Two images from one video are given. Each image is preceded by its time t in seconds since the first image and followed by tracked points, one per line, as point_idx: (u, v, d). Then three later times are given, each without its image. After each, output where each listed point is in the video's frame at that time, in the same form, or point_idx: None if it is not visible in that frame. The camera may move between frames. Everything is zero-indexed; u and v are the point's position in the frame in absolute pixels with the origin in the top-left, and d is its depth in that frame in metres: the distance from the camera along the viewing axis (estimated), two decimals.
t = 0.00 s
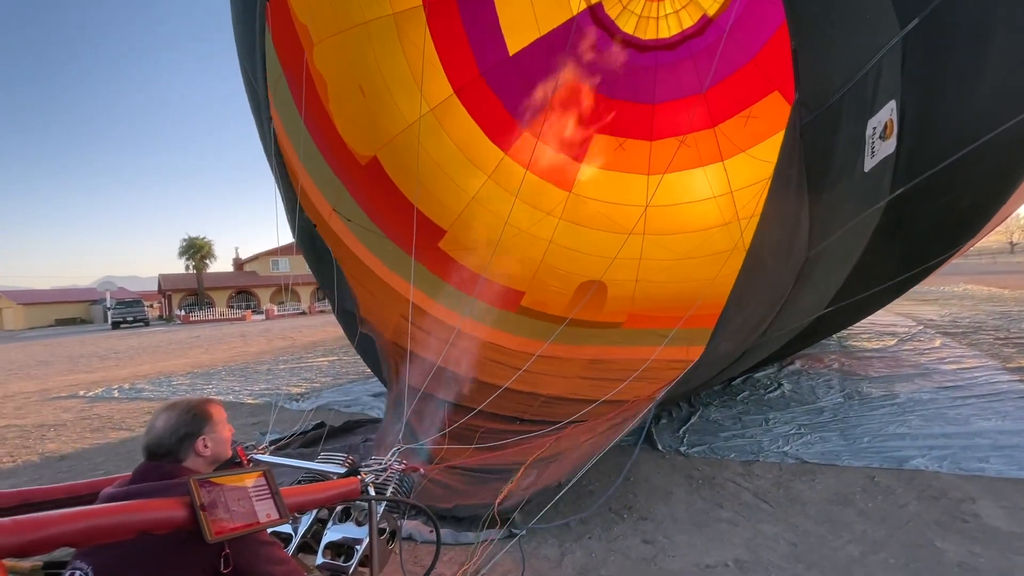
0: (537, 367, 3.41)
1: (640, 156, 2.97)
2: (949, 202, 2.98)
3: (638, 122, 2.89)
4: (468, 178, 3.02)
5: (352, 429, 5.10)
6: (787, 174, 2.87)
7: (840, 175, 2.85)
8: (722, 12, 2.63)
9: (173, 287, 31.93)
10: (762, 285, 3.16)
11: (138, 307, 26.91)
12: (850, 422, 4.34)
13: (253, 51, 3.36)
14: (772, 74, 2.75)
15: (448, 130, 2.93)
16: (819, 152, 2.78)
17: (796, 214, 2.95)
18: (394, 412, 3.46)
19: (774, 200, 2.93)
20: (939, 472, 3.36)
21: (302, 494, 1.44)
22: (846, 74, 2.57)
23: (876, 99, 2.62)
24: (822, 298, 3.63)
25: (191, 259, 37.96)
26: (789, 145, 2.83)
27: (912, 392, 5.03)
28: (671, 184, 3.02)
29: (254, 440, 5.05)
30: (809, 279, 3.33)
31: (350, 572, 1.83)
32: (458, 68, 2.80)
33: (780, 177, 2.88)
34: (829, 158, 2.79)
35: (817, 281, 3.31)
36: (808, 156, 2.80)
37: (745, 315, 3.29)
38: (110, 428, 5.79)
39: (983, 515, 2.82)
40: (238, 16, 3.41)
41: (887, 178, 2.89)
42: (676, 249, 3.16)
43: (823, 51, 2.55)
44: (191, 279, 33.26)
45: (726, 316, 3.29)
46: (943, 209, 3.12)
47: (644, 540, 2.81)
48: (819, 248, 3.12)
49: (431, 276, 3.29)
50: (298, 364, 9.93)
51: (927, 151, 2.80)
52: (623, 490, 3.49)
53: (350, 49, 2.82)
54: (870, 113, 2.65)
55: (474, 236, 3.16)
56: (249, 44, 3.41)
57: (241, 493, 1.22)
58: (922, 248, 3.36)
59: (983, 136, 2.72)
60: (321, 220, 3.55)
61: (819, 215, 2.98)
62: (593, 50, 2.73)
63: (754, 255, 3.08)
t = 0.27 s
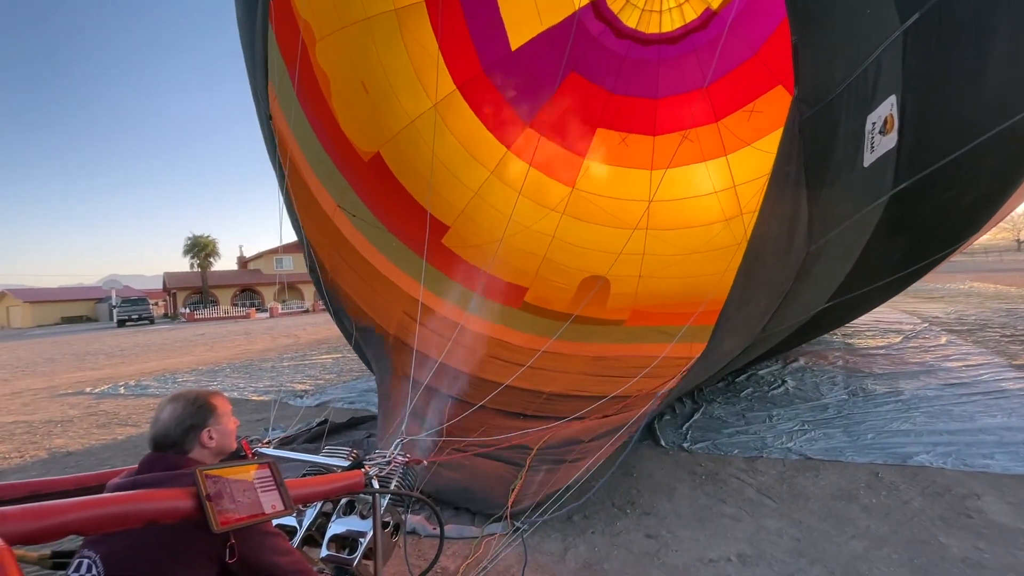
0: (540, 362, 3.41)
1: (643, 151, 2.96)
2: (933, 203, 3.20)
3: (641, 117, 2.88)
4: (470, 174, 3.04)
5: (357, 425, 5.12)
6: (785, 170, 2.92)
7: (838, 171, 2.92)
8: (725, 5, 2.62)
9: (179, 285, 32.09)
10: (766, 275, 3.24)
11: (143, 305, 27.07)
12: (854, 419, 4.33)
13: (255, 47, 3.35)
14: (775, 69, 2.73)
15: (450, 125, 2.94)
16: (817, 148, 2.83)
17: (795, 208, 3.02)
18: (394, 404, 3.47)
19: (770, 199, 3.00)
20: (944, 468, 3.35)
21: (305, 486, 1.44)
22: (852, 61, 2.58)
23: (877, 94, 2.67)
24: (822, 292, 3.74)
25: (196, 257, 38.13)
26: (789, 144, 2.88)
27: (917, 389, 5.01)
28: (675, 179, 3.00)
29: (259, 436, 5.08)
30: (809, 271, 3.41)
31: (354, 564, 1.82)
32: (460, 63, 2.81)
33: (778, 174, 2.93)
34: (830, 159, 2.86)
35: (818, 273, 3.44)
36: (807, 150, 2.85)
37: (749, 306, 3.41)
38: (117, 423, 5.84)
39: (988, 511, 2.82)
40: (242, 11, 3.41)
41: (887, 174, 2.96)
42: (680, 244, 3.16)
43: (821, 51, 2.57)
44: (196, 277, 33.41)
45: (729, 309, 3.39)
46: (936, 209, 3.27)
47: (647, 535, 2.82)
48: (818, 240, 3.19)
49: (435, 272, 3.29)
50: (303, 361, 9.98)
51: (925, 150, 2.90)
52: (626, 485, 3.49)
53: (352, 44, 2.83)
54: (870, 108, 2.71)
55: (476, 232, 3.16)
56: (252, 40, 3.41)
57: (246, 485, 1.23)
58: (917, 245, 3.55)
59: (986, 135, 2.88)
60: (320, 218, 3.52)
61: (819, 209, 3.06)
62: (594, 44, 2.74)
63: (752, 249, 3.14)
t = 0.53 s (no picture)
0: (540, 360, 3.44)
1: (644, 146, 2.94)
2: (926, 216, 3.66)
3: (642, 113, 2.87)
4: (471, 171, 3.04)
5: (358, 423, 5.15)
6: (778, 174, 3.05)
7: (830, 173, 3.12)
8: None
9: (181, 283, 32.17)
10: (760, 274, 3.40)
11: (146, 303, 27.14)
12: (854, 418, 4.34)
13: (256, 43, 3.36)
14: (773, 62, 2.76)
15: (450, 122, 2.94)
16: (818, 147, 3.00)
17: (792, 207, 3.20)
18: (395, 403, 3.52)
19: (766, 194, 3.10)
20: (942, 467, 3.36)
21: (309, 484, 1.46)
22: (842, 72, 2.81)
23: (868, 97, 2.88)
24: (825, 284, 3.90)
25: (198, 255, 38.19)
26: (783, 149, 3.01)
27: (916, 389, 5.03)
28: (676, 176, 3.00)
29: (261, 434, 5.12)
30: (805, 268, 3.65)
31: (356, 560, 1.84)
32: (461, 59, 2.81)
33: (772, 178, 3.06)
34: (824, 149, 3.01)
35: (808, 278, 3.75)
36: (800, 152, 3.01)
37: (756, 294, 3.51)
38: (120, 421, 5.88)
39: (985, 510, 2.83)
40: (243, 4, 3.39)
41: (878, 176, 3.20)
42: (680, 240, 3.18)
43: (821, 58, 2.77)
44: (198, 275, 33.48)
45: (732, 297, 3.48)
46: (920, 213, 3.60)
47: (647, 533, 2.84)
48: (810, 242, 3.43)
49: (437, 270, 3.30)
50: (304, 359, 10.02)
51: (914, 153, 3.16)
52: (626, 484, 3.51)
53: (354, 41, 2.85)
54: (862, 111, 2.90)
55: (477, 228, 3.17)
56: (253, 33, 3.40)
57: (250, 483, 1.25)
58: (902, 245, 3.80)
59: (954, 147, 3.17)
60: (320, 215, 3.47)
61: (813, 209, 3.27)
62: (595, 40, 2.71)
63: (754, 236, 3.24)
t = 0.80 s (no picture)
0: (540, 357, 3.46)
1: (646, 141, 3.01)
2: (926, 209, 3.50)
3: (642, 108, 2.92)
4: (473, 166, 3.11)
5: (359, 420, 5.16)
6: (772, 173, 2.99)
7: (821, 169, 2.98)
8: None
9: (183, 281, 32.24)
10: (753, 272, 3.31)
11: (148, 300, 27.21)
12: (853, 415, 4.35)
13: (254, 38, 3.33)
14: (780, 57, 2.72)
15: (453, 117, 2.99)
16: (806, 147, 2.89)
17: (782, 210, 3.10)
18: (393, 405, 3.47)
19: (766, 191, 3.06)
20: (941, 464, 3.36)
21: (310, 478, 1.47)
22: (829, 68, 2.67)
23: (858, 94, 2.75)
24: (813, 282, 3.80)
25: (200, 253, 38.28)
26: (773, 147, 2.93)
27: (917, 386, 5.02)
28: (678, 172, 3.07)
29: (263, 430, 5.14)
30: (792, 268, 3.53)
31: (357, 554, 1.87)
32: (463, 55, 2.84)
33: (766, 177, 3.00)
34: (812, 147, 2.89)
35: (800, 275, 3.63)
36: (792, 151, 2.92)
37: (748, 291, 3.39)
38: (122, 418, 5.91)
39: (984, 506, 2.84)
40: None
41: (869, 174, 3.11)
42: (680, 235, 3.23)
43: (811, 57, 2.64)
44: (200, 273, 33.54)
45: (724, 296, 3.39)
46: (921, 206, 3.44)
47: (646, 529, 2.85)
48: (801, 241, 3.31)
49: (440, 266, 3.31)
50: (306, 356, 10.04)
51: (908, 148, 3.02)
52: (625, 480, 3.52)
53: (355, 37, 2.84)
54: (852, 109, 2.78)
55: (479, 223, 3.22)
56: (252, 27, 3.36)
57: (250, 477, 1.26)
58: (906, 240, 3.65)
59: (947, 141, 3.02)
60: (321, 211, 3.44)
61: (803, 204, 3.12)
62: (597, 36, 2.73)
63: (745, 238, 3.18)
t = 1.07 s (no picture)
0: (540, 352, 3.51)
1: (647, 136, 3.04)
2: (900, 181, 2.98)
3: (644, 102, 2.95)
4: (474, 161, 3.11)
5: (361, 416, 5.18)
6: (756, 169, 3.03)
7: (808, 166, 2.94)
8: None
9: (185, 278, 32.32)
10: (735, 269, 3.26)
11: (151, 297, 27.28)
12: (855, 412, 4.34)
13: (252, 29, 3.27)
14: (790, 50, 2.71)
15: (453, 112, 3.01)
16: (787, 145, 2.91)
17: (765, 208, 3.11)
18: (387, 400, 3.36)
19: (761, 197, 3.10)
20: (944, 461, 3.36)
21: (311, 472, 1.47)
22: (814, 62, 2.69)
23: (846, 90, 2.71)
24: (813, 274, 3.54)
25: (202, 251, 38.35)
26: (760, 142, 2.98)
27: (919, 383, 5.02)
28: (677, 165, 3.08)
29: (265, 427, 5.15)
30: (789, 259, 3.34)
31: (358, 549, 1.87)
32: (463, 48, 2.85)
33: (748, 173, 3.05)
34: (795, 152, 2.91)
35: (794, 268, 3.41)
36: (776, 146, 2.94)
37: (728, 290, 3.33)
38: (125, 414, 5.93)
39: (987, 502, 2.83)
40: None
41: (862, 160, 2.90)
42: (680, 229, 3.27)
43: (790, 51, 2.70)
44: (202, 270, 33.60)
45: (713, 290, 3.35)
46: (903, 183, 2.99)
47: (647, 524, 2.85)
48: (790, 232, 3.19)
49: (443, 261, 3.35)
50: (308, 353, 10.06)
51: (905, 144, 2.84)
52: (626, 476, 3.52)
53: (358, 31, 2.85)
54: (839, 105, 2.75)
55: (480, 219, 3.23)
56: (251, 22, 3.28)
57: (251, 469, 1.27)
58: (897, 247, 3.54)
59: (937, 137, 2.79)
60: (319, 207, 3.29)
61: (792, 202, 3.08)
62: (599, 29, 2.78)
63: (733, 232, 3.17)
